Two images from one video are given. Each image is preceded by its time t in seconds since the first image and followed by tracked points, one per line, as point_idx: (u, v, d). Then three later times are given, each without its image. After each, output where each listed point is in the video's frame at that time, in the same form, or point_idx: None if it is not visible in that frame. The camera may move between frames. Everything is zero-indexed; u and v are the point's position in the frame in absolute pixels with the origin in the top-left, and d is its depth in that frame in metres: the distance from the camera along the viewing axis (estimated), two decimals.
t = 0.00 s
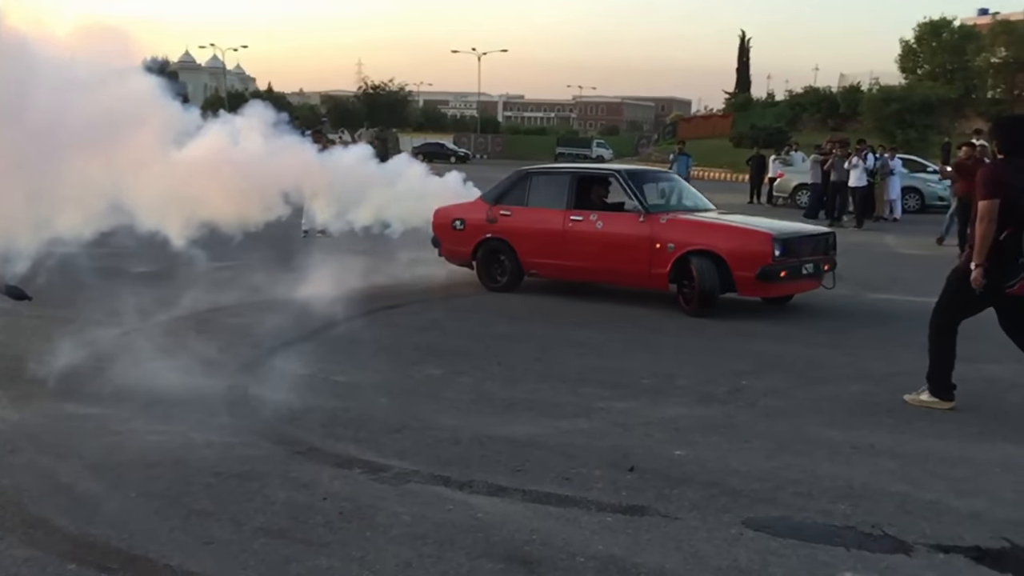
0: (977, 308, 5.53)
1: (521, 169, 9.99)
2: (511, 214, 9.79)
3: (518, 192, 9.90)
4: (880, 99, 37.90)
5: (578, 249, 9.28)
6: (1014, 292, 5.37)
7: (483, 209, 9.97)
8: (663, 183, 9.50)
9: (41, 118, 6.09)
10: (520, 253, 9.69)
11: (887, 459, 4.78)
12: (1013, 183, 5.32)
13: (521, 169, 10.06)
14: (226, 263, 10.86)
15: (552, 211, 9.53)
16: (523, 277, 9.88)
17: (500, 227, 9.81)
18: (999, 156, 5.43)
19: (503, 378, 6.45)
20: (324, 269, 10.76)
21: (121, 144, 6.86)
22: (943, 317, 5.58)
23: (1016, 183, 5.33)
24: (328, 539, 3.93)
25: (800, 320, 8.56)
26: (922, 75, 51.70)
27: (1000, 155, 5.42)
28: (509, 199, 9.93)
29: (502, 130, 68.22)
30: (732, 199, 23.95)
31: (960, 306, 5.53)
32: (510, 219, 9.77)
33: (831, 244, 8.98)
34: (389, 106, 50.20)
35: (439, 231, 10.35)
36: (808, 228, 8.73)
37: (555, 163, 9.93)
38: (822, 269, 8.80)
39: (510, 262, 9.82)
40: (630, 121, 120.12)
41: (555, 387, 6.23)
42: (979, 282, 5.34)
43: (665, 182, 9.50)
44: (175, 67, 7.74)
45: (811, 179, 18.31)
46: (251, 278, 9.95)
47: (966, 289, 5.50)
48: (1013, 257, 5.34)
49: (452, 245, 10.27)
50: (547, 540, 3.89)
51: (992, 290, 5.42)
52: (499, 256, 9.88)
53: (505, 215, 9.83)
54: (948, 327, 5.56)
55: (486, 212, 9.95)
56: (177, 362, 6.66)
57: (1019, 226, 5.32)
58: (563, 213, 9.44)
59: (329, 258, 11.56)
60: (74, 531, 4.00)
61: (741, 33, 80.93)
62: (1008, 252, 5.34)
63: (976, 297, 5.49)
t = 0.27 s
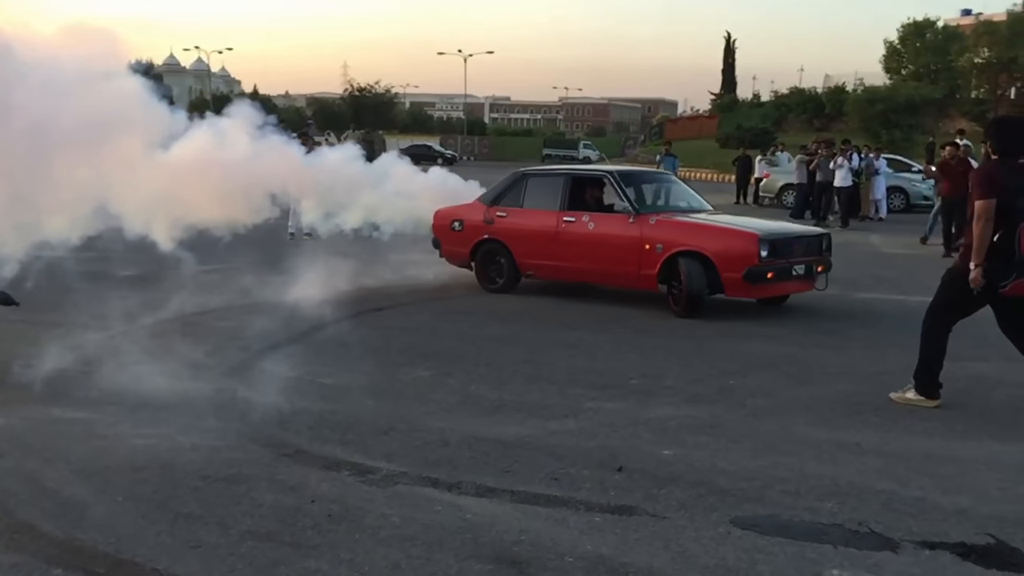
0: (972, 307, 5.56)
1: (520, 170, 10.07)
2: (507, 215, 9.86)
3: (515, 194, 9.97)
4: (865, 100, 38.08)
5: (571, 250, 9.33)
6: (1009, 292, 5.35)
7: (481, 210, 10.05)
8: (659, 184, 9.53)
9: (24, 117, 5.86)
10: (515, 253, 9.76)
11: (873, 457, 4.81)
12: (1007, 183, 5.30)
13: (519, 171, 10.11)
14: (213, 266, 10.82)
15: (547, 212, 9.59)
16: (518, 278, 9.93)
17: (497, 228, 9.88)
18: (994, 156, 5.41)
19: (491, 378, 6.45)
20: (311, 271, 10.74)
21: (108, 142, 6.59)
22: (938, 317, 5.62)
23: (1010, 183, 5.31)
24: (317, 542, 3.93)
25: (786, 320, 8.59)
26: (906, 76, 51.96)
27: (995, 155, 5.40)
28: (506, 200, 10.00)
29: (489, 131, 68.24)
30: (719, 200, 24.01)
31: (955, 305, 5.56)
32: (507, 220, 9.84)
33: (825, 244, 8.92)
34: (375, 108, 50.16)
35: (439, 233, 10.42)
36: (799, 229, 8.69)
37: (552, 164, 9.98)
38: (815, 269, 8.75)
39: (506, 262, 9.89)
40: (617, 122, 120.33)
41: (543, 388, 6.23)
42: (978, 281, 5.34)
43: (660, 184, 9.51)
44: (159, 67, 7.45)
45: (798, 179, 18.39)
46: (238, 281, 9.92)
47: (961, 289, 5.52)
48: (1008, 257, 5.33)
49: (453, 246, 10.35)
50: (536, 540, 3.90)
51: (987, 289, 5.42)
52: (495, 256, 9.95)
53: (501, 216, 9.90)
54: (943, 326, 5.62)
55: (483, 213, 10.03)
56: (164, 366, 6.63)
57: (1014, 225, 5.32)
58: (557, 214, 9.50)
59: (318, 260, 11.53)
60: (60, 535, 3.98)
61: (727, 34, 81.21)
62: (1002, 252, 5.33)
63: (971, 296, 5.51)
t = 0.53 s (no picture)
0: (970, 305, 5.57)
1: (520, 169, 10.14)
2: (507, 213, 9.93)
3: (515, 192, 10.03)
4: (853, 96, 38.21)
5: (567, 247, 9.38)
6: (1010, 284, 5.37)
7: (481, 208, 10.13)
8: (658, 182, 9.56)
9: (20, 116, 5.87)
10: (515, 251, 9.81)
11: (862, 451, 4.84)
12: (1005, 177, 5.34)
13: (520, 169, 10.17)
14: (203, 267, 10.80)
15: (544, 209, 9.65)
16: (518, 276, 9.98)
17: (496, 226, 9.95)
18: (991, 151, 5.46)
19: (482, 376, 6.47)
20: (302, 270, 10.74)
21: (109, 146, 6.56)
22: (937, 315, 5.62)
23: (1009, 177, 5.35)
24: (309, 540, 3.94)
25: (776, 315, 8.62)
26: (893, 72, 52.14)
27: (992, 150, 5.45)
28: (506, 199, 10.07)
29: (478, 130, 68.23)
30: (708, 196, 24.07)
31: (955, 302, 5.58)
32: (506, 218, 9.90)
33: (822, 242, 8.87)
34: (364, 107, 50.09)
35: (443, 230, 10.50)
36: (794, 226, 8.66)
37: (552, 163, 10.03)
38: (811, 267, 8.70)
39: (506, 259, 9.94)
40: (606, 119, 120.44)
41: (534, 385, 6.25)
42: (979, 274, 5.36)
43: (658, 181, 9.53)
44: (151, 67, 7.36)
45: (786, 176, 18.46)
46: (228, 281, 9.90)
47: (961, 286, 5.53)
48: (1006, 251, 5.36)
49: (456, 244, 10.44)
50: (528, 537, 3.91)
51: (986, 283, 5.44)
52: (495, 254, 10.01)
53: (501, 214, 9.97)
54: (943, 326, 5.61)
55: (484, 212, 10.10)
56: (155, 366, 6.62)
57: (1012, 219, 5.36)
58: (553, 211, 9.55)
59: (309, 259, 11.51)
60: (52, 537, 3.98)
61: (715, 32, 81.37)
62: (1001, 245, 5.37)
63: (970, 292, 5.53)
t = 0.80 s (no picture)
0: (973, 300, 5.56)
1: (521, 165, 10.17)
2: (506, 209, 9.96)
3: (514, 188, 10.06)
4: (841, 90, 38.29)
5: (563, 242, 9.39)
6: (1011, 276, 5.39)
7: (482, 204, 10.17)
8: (658, 177, 9.55)
9: (11, 115, 5.86)
10: (514, 247, 9.84)
11: (851, 444, 4.85)
12: (1005, 169, 5.37)
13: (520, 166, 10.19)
14: (192, 265, 10.77)
15: (541, 205, 9.67)
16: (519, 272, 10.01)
17: (496, 222, 9.99)
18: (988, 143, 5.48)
19: (473, 373, 6.47)
20: (291, 268, 10.72)
21: (99, 145, 6.53)
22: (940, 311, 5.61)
23: (1008, 169, 5.38)
24: (300, 539, 3.94)
25: (766, 310, 8.64)
26: (881, 66, 52.27)
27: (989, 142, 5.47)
28: (506, 195, 10.10)
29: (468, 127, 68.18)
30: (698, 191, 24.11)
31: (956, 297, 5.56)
32: (505, 214, 9.93)
33: (819, 238, 8.81)
34: (354, 104, 49.98)
35: (446, 227, 10.56)
36: (788, 222, 8.62)
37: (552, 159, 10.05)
38: (805, 263, 8.66)
39: (506, 256, 9.97)
40: (595, 115, 120.48)
41: (524, 381, 6.26)
42: (981, 266, 5.36)
43: (657, 177, 9.52)
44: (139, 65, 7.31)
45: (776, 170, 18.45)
46: (217, 279, 9.87)
47: (961, 278, 5.53)
48: (1007, 242, 5.39)
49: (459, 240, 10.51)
50: (519, 533, 3.92)
51: (988, 275, 5.44)
52: (495, 250, 10.04)
53: (501, 210, 10.01)
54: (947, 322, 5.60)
55: (485, 208, 10.14)
56: (145, 366, 6.60)
57: (1012, 211, 5.39)
58: (550, 207, 9.57)
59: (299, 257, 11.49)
60: (42, 538, 3.96)
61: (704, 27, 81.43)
62: (1002, 237, 5.39)
63: (972, 285, 5.52)
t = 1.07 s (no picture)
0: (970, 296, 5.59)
1: (517, 165, 10.20)
2: (500, 209, 10.00)
3: (509, 188, 10.09)
4: (825, 89, 38.46)
5: (554, 241, 9.41)
6: (1010, 269, 5.36)
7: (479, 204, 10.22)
8: (651, 176, 9.56)
9: None
10: (507, 246, 9.88)
11: (836, 440, 4.88)
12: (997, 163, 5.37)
13: (517, 165, 10.21)
14: (176, 267, 10.73)
15: (533, 204, 9.70)
16: (515, 272, 10.06)
17: (491, 222, 10.03)
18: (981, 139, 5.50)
19: (459, 373, 6.47)
20: (276, 269, 10.69)
21: (86, 146, 6.47)
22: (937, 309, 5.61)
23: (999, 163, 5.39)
24: (287, 540, 3.93)
25: (751, 308, 8.67)
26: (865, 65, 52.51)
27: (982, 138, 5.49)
28: (501, 195, 10.13)
29: (453, 127, 68.13)
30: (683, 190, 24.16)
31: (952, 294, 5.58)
32: (500, 214, 9.97)
33: (811, 236, 8.75)
34: (338, 105, 49.86)
35: (446, 227, 10.62)
36: (777, 220, 8.58)
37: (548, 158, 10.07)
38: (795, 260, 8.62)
39: (501, 255, 10.01)
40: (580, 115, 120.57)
41: (511, 381, 6.26)
42: (974, 260, 5.38)
43: (650, 176, 9.53)
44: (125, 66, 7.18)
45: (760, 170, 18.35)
46: (202, 281, 9.84)
47: (956, 274, 5.55)
48: (1003, 236, 5.37)
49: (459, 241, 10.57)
50: (506, 532, 3.92)
51: (986, 270, 5.44)
52: (491, 250, 10.10)
53: (496, 210, 10.05)
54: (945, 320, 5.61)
55: (482, 208, 10.19)
56: (129, 369, 6.58)
57: (1005, 205, 5.38)
58: (541, 206, 9.60)
59: (284, 259, 11.45)
60: (25, 543, 3.94)
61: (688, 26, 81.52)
62: (996, 231, 5.38)
63: (967, 282, 5.54)
